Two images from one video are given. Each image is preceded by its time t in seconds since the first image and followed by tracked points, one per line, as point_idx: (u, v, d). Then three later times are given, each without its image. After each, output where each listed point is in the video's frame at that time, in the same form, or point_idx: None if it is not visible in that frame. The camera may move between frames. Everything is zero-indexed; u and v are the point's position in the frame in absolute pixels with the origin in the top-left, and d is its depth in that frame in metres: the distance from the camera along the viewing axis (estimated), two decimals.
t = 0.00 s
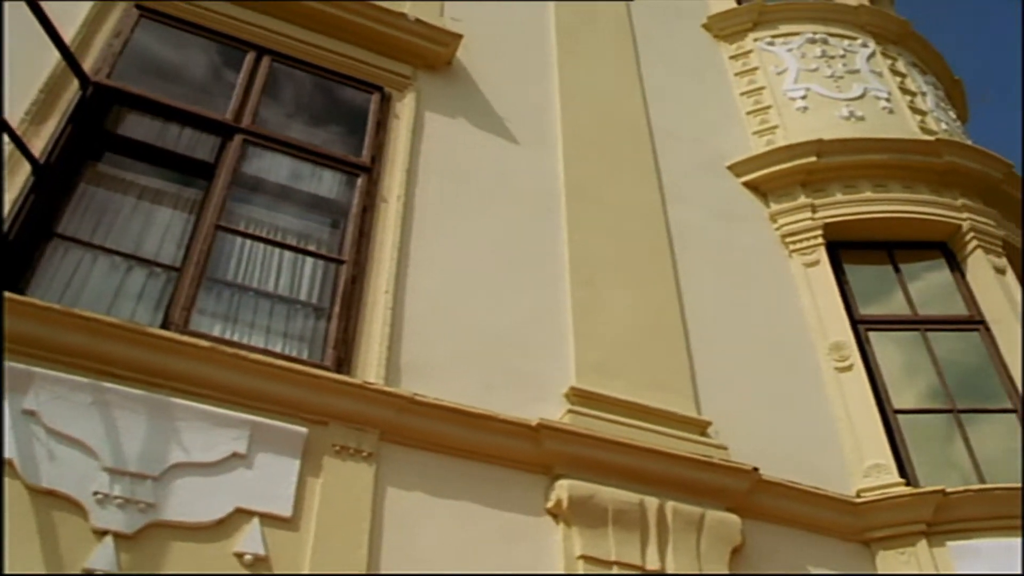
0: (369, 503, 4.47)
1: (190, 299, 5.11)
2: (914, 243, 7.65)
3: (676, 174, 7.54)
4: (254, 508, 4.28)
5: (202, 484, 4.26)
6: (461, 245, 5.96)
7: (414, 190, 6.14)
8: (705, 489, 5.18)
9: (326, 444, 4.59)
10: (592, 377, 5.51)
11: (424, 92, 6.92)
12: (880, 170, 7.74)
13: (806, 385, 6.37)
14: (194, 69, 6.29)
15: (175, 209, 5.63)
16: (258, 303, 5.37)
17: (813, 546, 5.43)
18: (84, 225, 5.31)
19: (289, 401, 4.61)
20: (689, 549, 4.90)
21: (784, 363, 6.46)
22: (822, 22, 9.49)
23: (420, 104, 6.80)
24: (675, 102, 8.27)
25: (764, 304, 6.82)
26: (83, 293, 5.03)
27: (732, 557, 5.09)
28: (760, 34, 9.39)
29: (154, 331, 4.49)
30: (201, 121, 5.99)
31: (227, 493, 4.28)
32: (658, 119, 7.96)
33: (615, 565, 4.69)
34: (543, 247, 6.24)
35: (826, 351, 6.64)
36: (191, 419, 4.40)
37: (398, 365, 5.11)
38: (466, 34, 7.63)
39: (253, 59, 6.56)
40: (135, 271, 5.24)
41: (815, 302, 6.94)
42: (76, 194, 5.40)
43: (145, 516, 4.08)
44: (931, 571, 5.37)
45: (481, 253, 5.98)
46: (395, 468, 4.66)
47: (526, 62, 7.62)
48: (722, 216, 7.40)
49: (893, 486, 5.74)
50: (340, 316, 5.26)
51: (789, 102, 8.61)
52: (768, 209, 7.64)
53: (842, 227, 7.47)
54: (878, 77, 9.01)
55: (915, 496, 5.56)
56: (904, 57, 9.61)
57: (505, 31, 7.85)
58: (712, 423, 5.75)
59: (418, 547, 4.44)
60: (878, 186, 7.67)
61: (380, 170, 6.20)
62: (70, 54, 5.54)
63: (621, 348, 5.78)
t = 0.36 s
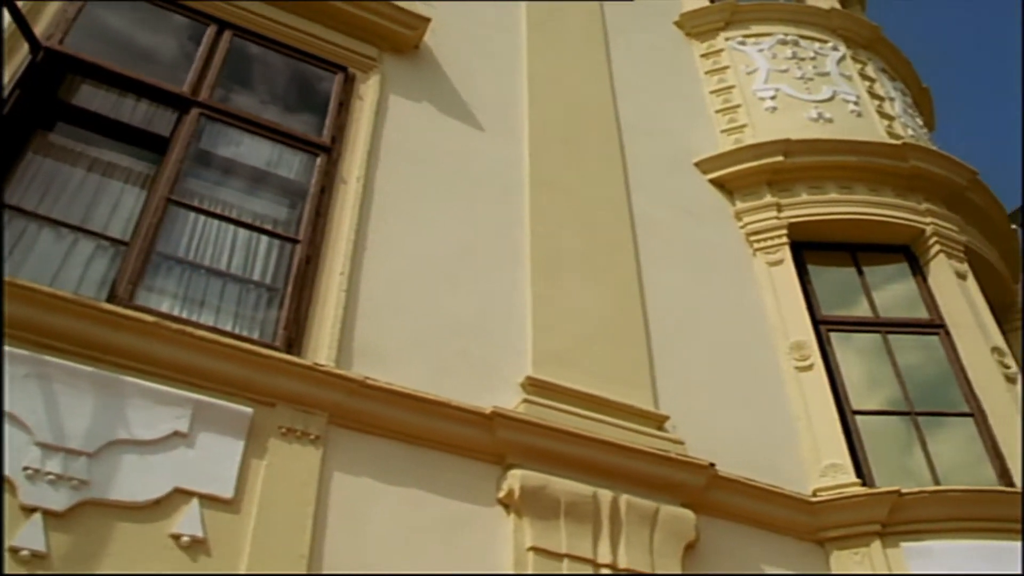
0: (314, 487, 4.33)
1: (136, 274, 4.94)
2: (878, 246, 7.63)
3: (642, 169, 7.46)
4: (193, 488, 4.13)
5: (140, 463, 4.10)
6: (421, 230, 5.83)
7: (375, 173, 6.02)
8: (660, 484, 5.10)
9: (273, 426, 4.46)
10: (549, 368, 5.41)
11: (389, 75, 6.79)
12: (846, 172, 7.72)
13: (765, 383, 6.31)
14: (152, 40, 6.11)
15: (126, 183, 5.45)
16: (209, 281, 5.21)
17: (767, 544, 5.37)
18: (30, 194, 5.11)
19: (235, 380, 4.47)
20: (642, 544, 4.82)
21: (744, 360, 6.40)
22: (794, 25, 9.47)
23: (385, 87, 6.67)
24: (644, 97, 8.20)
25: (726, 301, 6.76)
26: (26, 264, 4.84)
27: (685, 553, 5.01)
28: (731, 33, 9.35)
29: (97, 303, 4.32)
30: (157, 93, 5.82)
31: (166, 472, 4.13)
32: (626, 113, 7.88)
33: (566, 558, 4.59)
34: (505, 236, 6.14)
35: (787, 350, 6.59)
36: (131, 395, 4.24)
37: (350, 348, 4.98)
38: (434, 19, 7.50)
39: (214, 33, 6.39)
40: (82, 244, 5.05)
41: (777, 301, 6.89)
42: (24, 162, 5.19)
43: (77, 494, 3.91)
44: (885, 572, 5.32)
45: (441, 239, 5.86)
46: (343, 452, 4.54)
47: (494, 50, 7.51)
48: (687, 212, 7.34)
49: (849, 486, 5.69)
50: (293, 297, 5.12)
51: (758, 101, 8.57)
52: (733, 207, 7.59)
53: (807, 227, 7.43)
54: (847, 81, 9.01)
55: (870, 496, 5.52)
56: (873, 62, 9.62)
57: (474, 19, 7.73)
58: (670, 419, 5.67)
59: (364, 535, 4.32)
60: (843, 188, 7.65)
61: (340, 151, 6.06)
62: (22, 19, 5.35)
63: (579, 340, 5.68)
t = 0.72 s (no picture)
0: (258, 470, 4.20)
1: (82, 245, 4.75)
2: (842, 248, 7.60)
3: (609, 162, 7.37)
4: (130, 467, 3.97)
5: (75, 439, 3.92)
6: (380, 213, 5.70)
7: (335, 154, 5.89)
8: (615, 478, 5.01)
9: (217, 406, 4.31)
10: (506, 357, 5.30)
11: (354, 56, 6.65)
12: (812, 173, 7.69)
13: (725, 381, 6.25)
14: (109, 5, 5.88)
15: (76, 154, 5.20)
16: (159, 256, 5.04)
17: (722, 542, 5.30)
18: None
19: (180, 358, 4.32)
20: (594, 538, 4.72)
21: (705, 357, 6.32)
22: (765, 25, 9.44)
23: (349, 68, 6.53)
24: (612, 90, 8.12)
25: (689, 297, 6.69)
26: None
27: (638, 549, 4.91)
28: (703, 31, 9.29)
29: (37, 272, 4.13)
30: (112, 60, 5.61)
31: (102, 449, 3.95)
32: (594, 106, 7.79)
33: (516, 550, 4.48)
34: (466, 223, 6.02)
35: (748, 348, 6.52)
36: (69, 368, 4.05)
37: (301, 329, 4.85)
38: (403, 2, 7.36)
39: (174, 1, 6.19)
40: (26, 212, 4.81)
41: (740, 299, 6.83)
42: None
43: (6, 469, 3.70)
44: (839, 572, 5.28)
45: (401, 223, 5.73)
46: (290, 435, 4.40)
47: (463, 36, 7.39)
48: (652, 206, 7.26)
49: (806, 485, 5.64)
50: (244, 276, 5.01)
51: (728, 100, 8.52)
52: (699, 203, 7.52)
53: (772, 226, 7.39)
54: (817, 83, 9.00)
55: (826, 495, 5.47)
56: (843, 66, 9.62)
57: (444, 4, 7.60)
58: (627, 412, 5.58)
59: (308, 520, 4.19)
60: (809, 188, 7.62)
61: (299, 130, 5.94)
62: None
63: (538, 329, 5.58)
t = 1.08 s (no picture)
0: (201, 450, 4.05)
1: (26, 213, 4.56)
2: (808, 248, 7.55)
3: (576, 155, 7.28)
4: (66, 443, 3.80)
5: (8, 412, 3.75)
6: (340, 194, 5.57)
7: (295, 132, 5.74)
8: (571, 470, 4.91)
9: (161, 383, 4.16)
10: (464, 344, 5.18)
11: (319, 34, 6.50)
12: (781, 172, 7.64)
13: (686, 377, 6.17)
14: None
15: (23, 122, 4.94)
16: (107, 228, 4.86)
17: (678, 538, 5.21)
18: None
19: (124, 332, 4.16)
20: (548, 530, 4.61)
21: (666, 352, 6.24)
22: (739, 24, 9.40)
23: (314, 46, 6.38)
24: (582, 83, 8.03)
25: (652, 292, 6.61)
26: None
27: (592, 543, 4.81)
28: (676, 28, 9.21)
29: None
30: (66, 27, 5.43)
31: (37, 423, 3.79)
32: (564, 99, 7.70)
33: (467, 540, 4.36)
34: (428, 208, 5.89)
35: (710, 344, 6.44)
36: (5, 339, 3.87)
37: (252, 308, 4.70)
38: None
39: None
40: None
41: (704, 295, 6.76)
42: None
43: None
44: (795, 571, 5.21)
45: (361, 204, 5.59)
46: (236, 415, 4.26)
47: (432, 21, 7.26)
48: (618, 200, 7.18)
49: (764, 483, 5.57)
50: (195, 252, 4.88)
51: (698, 97, 8.46)
52: (666, 199, 7.45)
53: (738, 224, 7.33)
54: (788, 83, 8.97)
55: (784, 493, 5.41)
56: (814, 68, 9.60)
57: None
58: (586, 404, 5.48)
59: (251, 504, 4.04)
60: (777, 187, 7.57)
61: (260, 106, 5.81)
62: None
63: (498, 318, 5.47)
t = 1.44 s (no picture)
0: (144, 428, 3.89)
1: None
2: (777, 247, 7.50)
3: (545, 146, 7.18)
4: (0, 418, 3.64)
5: None
6: (301, 173, 5.42)
7: (257, 110, 5.59)
8: (529, 461, 4.79)
9: (105, 358, 4.00)
10: (423, 330, 5.06)
11: (286, 12, 6.34)
12: (752, 170, 7.58)
13: (650, 372, 6.08)
14: None
15: None
16: (56, 198, 4.69)
17: (637, 534, 5.11)
18: None
19: (69, 304, 4.00)
20: (503, 522, 4.49)
21: (631, 347, 6.15)
22: (714, 22, 9.33)
23: (280, 24, 6.23)
24: (554, 74, 7.93)
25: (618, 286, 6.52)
26: None
27: (548, 537, 4.69)
28: (652, 23, 9.13)
29: None
30: None
31: None
32: (534, 90, 7.60)
33: (419, 529, 4.24)
34: (392, 192, 5.76)
35: (675, 340, 6.34)
36: None
37: (204, 286, 4.55)
38: None
39: None
40: None
41: (671, 290, 6.67)
42: None
43: None
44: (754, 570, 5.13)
45: (322, 185, 5.44)
46: (183, 394, 4.10)
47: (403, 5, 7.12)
48: (587, 193, 7.08)
49: (725, 481, 5.49)
50: (146, 225, 4.73)
51: (671, 93, 8.39)
52: (636, 193, 7.36)
53: (707, 220, 7.26)
54: (761, 83, 8.93)
55: (744, 491, 5.33)
56: (788, 69, 9.57)
57: None
58: (547, 395, 5.37)
59: (194, 487, 3.89)
60: (747, 186, 7.51)
61: (221, 80, 5.67)
62: None
63: (459, 305, 5.34)
